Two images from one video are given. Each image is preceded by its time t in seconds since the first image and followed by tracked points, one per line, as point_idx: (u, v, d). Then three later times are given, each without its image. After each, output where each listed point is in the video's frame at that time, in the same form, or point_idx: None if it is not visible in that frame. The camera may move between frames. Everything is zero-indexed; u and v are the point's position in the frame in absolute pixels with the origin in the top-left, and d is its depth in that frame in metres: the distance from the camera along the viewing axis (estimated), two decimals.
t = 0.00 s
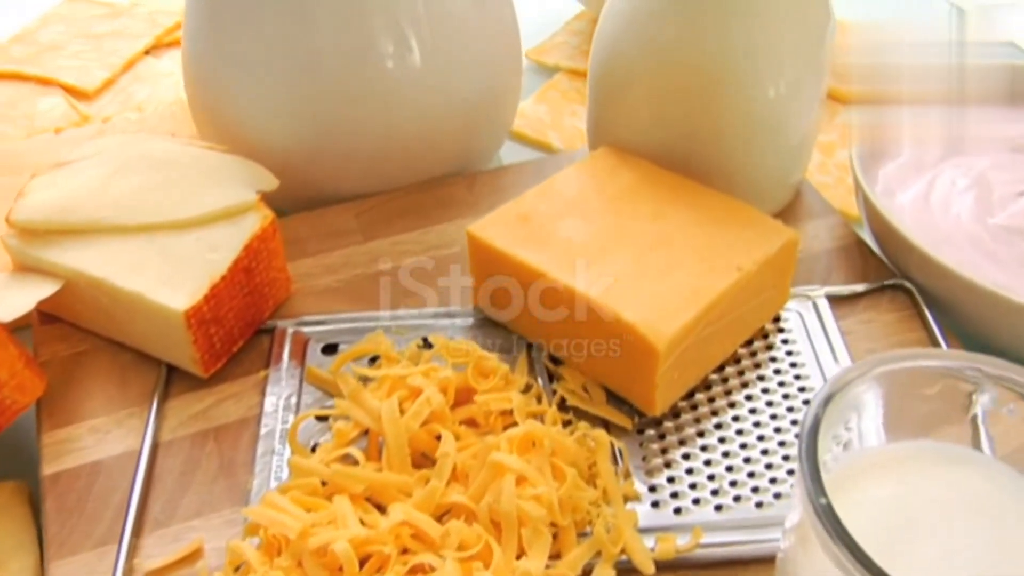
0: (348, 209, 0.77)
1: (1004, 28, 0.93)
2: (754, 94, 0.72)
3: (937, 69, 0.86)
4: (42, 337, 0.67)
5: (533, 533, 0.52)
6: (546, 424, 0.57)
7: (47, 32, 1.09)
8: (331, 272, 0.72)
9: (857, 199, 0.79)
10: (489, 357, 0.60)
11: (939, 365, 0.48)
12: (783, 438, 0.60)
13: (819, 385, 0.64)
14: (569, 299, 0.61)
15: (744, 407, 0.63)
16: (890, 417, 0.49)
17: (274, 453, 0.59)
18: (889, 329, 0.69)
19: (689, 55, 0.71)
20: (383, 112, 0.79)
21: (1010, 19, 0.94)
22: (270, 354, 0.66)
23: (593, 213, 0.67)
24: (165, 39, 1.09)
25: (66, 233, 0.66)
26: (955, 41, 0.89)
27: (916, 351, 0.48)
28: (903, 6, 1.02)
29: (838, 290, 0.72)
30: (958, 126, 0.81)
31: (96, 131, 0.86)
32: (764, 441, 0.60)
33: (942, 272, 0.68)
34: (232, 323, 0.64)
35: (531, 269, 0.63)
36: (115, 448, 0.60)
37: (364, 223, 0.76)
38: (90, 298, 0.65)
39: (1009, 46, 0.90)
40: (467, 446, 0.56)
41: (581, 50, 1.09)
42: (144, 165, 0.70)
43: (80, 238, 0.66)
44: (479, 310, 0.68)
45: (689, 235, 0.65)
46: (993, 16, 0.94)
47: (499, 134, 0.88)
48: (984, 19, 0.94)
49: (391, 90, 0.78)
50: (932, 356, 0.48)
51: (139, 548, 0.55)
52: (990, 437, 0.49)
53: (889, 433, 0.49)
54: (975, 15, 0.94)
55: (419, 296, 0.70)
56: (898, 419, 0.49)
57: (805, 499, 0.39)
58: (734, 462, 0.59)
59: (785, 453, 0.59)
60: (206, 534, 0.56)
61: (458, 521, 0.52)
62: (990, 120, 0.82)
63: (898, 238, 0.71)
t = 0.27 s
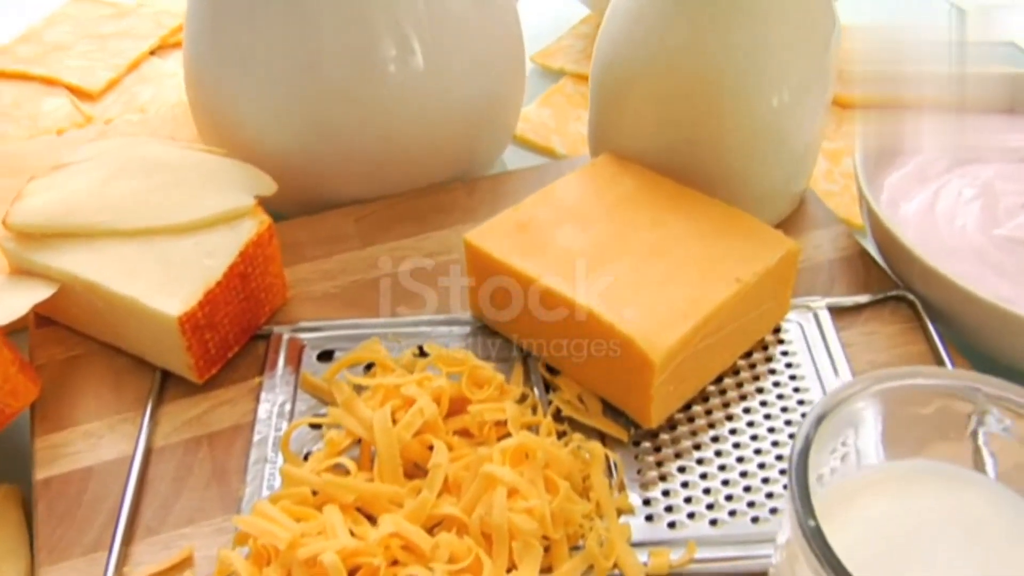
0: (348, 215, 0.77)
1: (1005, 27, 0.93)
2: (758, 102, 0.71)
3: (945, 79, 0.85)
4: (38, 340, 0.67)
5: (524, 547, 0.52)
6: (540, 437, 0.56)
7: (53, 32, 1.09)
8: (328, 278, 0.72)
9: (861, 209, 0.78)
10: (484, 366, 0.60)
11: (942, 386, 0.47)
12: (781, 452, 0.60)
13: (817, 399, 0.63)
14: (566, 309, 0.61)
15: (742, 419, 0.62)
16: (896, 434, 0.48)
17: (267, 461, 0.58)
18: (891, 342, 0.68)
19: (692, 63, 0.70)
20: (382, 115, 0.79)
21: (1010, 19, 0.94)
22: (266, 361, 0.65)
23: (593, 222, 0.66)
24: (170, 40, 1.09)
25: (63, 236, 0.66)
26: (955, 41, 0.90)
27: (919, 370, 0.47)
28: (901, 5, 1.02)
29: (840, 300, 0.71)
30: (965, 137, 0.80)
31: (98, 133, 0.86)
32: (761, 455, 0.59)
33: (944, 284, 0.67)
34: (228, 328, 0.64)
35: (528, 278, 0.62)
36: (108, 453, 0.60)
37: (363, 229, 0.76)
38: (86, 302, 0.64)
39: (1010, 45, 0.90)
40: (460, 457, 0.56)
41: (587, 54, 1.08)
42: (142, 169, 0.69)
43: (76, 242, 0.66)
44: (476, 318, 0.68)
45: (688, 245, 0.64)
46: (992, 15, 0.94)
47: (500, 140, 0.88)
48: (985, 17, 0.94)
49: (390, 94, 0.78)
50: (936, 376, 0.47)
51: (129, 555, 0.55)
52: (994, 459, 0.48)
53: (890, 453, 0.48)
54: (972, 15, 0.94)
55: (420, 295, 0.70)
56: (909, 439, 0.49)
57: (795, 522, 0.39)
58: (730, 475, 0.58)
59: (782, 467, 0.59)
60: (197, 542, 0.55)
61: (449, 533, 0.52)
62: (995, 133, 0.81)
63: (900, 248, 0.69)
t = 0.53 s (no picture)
0: (347, 220, 0.76)
1: (1005, 27, 0.94)
2: (761, 110, 0.70)
3: (951, 87, 0.84)
4: (34, 343, 0.67)
5: (514, 560, 0.51)
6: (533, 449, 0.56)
7: (58, 32, 1.09)
8: (326, 284, 0.71)
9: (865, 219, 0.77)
10: (478, 376, 0.59)
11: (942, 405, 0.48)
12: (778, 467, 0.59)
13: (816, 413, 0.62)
14: (562, 319, 0.60)
15: (740, 432, 0.61)
16: (895, 450, 0.49)
17: (260, 469, 0.58)
18: (893, 354, 0.68)
19: (694, 71, 0.70)
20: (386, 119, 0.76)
21: (1010, 19, 0.95)
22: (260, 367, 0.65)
23: (591, 230, 0.66)
24: (174, 41, 1.08)
25: (59, 240, 0.66)
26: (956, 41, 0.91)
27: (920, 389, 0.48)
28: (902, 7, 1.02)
29: (842, 311, 0.71)
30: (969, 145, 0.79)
31: (99, 135, 0.86)
32: (758, 469, 0.59)
33: (948, 298, 0.66)
34: (223, 334, 0.64)
35: (525, 287, 0.62)
36: (101, 459, 0.60)
37: (361, 235, 0.75)
38: (81, 307, 0.64)
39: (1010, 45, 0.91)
40: (452, 469, 0.55)
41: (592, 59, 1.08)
42: (140, 172, 0.69)
43: (73, 246, 0.65)
44: (473, 326, 0.67)
45: (687, 255, 0.64)
46: (990, 17, 0.95)
47: (502, 147, 0.86)
48: (984, 17, 0.96)
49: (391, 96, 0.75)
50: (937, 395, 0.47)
51: (119, 562, 0.55)
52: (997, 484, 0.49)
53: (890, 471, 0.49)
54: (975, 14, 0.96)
55: (421, 297, 0.70)
56: (910, 459, 0.49)
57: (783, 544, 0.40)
58: (726, 489, 0.58)
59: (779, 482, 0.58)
60: (187, 550, 0.55)
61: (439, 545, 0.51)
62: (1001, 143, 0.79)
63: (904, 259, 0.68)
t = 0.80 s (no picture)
0: (346, 224, 0.76)
1: (1004, 28, 0.96)
2: (763, 119, 0.69)
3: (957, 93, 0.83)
4: (30, 346, 0.67)
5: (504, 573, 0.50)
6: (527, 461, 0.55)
7: (63, 32, 1.09)
8: (323, 290, 0.71)
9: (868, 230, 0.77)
10: (473, 386, 0.59)
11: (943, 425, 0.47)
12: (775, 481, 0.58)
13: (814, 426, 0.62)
14: (558, 328, 0.60)
15: (737, 445, 0.61)
16: (894, 468, 0.49)
17: (252, 477, 0.58)
18: (894, 367, 0.67)
19: (696, 78, 0.69)
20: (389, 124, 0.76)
21: (1009, 18, 0.97)
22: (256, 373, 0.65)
23: (589, 239, 0.65)
24: (179, 41, 1.08)
25: (56, 243, 0.65)
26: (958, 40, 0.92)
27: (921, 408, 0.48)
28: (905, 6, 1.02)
29: (844, 322, 0.70)
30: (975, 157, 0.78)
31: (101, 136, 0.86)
32: (754, 483, 0.58)
33: (949, 310, 0.64)
34: (218, 340, 0.64)
35: (520, 296, 0.61)
36: (93, 464, 0.60)
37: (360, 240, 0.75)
38: (76, 310, 0.64)
39: (1011, 47, 0.94)
40: (444, 479, 0.55)
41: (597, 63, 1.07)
42: (139, 175, 0.69)
43: (69, 249, 0.65)
44: (470, 334, 0.67)
45: (685, 265, 0.63)
46: (991, 15, 0.96)
47: (506, 151, 0.85)
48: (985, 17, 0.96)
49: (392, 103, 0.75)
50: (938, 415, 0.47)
51: (109, 569, 0.55)
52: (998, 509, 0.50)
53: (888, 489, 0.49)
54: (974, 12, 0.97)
55: (420, 296, 0.71)
56: (910, 476, 0.49)
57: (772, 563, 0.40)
58: (721, 503, 0.57)
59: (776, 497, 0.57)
60: (178, 557, 0.55)
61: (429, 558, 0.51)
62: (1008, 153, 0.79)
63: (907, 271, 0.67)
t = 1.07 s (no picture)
0: (345, 229, 0.75)
1: (1004, 27, 0.95)
2: (765, 128, 0.69)
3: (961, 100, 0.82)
4: (26, 349, 0.67)
5: None
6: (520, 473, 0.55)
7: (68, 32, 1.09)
8: (320, 296, 0.71)
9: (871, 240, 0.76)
10: (467, 396, 0.58)
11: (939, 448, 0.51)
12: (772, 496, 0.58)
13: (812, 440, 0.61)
14: (553, 338, 0.59)
15: (734, 458, 0.60)
16: (894, 490, 0.52)
17: (244, 485, 0.58)
18: (895, 380, 0.66)
19: (697, 87, 0.68)
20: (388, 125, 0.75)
21: (1009, 19, 0.96)
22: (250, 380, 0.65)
23: (587, 247, 0.65)
24: (183, 41, 1.08)
25: (52, 246, 0.65)
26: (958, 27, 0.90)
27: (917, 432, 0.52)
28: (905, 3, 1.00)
29: (845, 335, 0.69)
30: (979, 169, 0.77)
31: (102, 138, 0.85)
32: (750, 497, 0.58)
33: (950, 324, 0.63)
34: (212, 346, 0.63)
35: (516, 305, 0.61)
36: (86, 469, 0.60)
37: (359, 245, 0.75)
38: (72, 314, 0.64)
39: (1011, 45, 0.93)
40: (436, 490, 0.54)
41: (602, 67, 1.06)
42: (137, 178, 0.69)
43: (65, 252, 0.65)
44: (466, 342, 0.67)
45: (684, 275, 0.62)
46: (992, 14, 0.95)
47: (507, 156, 0.84)
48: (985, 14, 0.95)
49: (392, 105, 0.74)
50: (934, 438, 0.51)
51: None
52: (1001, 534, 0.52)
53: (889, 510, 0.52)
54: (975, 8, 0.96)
55: (421, 295, 0.71)
56: (909, 498, 0.52)
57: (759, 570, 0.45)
58: (717, 518, 0.56)
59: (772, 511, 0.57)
60: (168, 564, 0.55)
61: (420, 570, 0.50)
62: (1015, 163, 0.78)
63: (908, 283, 0.66)
